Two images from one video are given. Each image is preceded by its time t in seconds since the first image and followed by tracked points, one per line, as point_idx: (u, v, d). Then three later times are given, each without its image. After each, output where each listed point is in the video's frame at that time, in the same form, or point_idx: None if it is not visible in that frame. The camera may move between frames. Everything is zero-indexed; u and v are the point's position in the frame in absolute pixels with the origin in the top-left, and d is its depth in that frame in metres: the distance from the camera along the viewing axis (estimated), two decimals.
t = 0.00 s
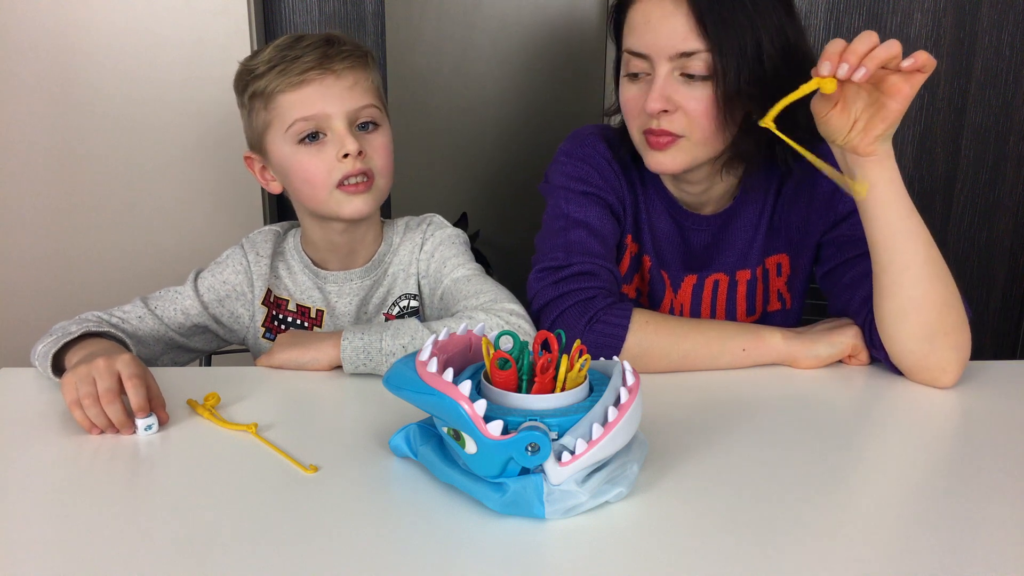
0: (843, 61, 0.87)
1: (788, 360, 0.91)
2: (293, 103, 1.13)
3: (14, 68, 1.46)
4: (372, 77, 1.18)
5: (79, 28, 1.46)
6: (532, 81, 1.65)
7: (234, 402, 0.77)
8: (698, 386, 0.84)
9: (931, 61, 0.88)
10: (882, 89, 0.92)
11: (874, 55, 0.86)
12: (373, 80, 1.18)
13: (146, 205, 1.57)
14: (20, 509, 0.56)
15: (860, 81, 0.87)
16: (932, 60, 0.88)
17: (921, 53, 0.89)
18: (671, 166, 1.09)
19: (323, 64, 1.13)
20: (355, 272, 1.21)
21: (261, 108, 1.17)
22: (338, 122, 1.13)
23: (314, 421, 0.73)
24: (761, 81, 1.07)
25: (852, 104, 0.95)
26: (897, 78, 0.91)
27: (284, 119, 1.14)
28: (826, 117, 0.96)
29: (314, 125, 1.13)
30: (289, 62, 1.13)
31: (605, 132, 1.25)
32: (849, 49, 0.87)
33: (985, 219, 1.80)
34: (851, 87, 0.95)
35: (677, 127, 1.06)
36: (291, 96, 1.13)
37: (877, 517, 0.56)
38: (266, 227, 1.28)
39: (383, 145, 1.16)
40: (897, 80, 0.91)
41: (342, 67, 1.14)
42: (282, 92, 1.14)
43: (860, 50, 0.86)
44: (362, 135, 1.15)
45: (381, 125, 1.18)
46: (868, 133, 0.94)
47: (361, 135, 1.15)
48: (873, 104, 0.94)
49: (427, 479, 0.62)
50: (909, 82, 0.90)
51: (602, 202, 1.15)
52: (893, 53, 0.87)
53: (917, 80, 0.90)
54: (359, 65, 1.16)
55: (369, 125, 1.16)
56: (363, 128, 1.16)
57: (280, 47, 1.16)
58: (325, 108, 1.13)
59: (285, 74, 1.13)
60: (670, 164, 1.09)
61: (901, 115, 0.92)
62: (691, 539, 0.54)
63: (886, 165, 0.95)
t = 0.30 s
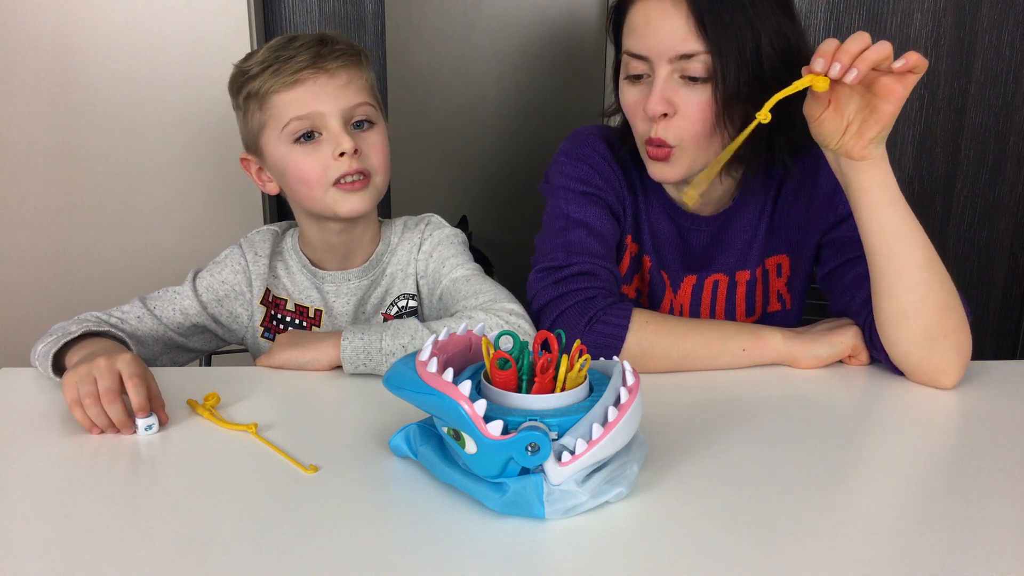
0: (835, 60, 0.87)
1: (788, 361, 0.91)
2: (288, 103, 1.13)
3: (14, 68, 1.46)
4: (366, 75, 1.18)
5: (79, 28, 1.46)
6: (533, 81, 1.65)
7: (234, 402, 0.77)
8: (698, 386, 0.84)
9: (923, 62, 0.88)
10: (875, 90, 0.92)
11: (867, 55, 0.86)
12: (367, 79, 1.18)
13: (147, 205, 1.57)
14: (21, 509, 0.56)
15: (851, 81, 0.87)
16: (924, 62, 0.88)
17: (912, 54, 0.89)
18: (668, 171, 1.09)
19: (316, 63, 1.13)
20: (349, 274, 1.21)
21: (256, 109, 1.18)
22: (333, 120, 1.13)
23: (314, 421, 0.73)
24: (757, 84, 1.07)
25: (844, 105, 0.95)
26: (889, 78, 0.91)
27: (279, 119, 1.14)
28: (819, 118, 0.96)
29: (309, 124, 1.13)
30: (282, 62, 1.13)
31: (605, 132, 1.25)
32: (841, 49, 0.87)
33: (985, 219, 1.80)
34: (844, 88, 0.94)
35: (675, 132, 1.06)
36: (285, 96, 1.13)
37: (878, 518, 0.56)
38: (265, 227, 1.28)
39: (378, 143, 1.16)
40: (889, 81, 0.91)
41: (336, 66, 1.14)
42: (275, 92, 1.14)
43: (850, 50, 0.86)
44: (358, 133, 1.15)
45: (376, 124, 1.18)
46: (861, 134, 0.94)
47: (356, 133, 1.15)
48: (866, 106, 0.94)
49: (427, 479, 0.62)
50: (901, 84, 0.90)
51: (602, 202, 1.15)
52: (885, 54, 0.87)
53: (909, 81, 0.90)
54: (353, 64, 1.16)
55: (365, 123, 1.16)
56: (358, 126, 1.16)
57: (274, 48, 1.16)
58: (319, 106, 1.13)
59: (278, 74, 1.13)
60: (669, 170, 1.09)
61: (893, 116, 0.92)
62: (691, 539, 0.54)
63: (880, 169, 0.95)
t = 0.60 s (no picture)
0: (822, 68, 0.87)
1: (788, 361, 0.91)
2: (292, 103, 1.13)
3: (14, 69, 1.46)
4: (371, 77, 1.18)
5: (79, 28, 1.46)
6: (533, 81, 1.65)
7: (233, 402, 0.77)
8: (698, 386, 0.84)
9: (912, 65, 0.89)
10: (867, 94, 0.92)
11: (855, 62, 0.86)
12: (372, 80, 1.18)
13: (146, 205, 1.57)
14: (21, 509, 0.57)
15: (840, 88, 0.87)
16: (915, 65, 0.88)
17: (902, 58, 0.89)
18: (682, 172, 1.09)
19: (322, 64, 1.13)
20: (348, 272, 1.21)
21: (259, 107, 1.17)
22: (337, 122, 1.13)
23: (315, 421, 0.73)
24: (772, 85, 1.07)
25: (836, 109, 0.94)
26: (880, 83, 0.91)
27: (283, 119, 1.14)
28: (812, 122, 0.95)
29: (313, 124, 1.13)
30: (288, 62, 1.13)
31: (604, 132, 1.25)
32: (828, 56, 0.87)
33: (985, 219, 1.80)
34: (836, 93, 0.94)
35: (691, 131, 1.06)
36: (290, 96, 1.13)
37: (878, 518, 0.56)
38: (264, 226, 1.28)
39: (381, 145, 1.17)
40: (880, 85, 0.91)
41: (341, 67, 1.14)
42: (280, 91, 1.13)
43: (840, 55, 0.86)
44: (361, 135, 1.15)
45: (379, 125, 1.18)
46: (855, 138, 0.94)
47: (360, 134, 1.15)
48: (859, 110, 0.94)
49: (427, 479, 0.62)
50: (892, 88, 0.91)
51: (603, 203, 1.15)
52: (873, 60, 0.87)
53: (901, 85, 0.91)
54: (359, 65, 1.16)
55: (368, 124, 1.16)
56: (362, 128, 1.16)
57: (279, 46, 1.15)
58: (324, 107, 1.12)
59: (284, 73, 1.13)
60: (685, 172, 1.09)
61: (886, 120, 0.92)
62: (691, 539, 0.54)
63: (882, 170, 0.95)
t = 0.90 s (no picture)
0: (843, 71, 0.87)
1: (788, 361, 0.91)
2: (292, 93, 1.12)
3: (13, 68, 1.46)
4: (379, 83, 1.16)
5: (78, 28, 1.46)
6: (533, 82, 1.66)
7: (233, 402, 0.77)
8: (698, 386, 0.84)
9: (920, 62, 0.90)
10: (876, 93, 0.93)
11: (874, 63, 0.86)
12: (379, 87, 1.17)
13: (146, 205, 1.57)
14: (21, 509, 0.56)
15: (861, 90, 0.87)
16: (924, 62, 0.90)
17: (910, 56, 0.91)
18: (705, 170, 1.08)
19: (332, 66, 1.11)
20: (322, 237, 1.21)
21: (258, 83, 1.15)
22: (331, 125, 1.12)
23: (315, 421, 0.73)
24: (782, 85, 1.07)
25: (844, 111, 0.95)
26: (891, 82, 0.91)
27: (279, 105, 1.13)
28: (820, 126, 0.96)
29: (307, 118, 1.12)
30: (302, 52, 1.11)
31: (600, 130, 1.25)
32: (847, 59, 0.87)
33: (985, 219, 1.80)
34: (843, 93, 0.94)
35: (715, 129, 1.06)
36: (294, 87, 1.11)
37: (878, 518, 0.56)
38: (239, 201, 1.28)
39: (368, 154, 1.16)
40: (890, 83, 0.92)
41: (352, 73, 1.12)
42: (285, 80, 1.12)
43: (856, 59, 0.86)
44: (351, 141, 1.14)
45: (373, 132, 1.17)
46: (865, 136, 0.94)
47: (352, 140, 1.14)
48: (867, 108, 0.94)
49: (427, 479, 0.62)
50: (903, 85, 0.91)
51: (603, 203, 1.15)
52: (889, 59, 0.88)
53: (910, 82, 0.91)
54: (369, 73, 1.15)
55: (362, 129, 1.15)
56: (356, 133, 1.15)
57: (297, 32, 1.13)
58: (322, 106, 1.11)
59: (293, 63, 1.11)
60: (710, 169, 1.08)
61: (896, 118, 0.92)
62: (690, 539, 0.54)
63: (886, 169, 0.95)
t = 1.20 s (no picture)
0: (821, 78, 0.87)
1: (788, 361, 0.91)
2: (302, 88, 1.12)
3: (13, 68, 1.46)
4: (390, 88, 1.17)
5: (79, 28, 1.46)
6: (533, 82, 1.66)
7: (233, 402, 0.77)
8: (698, 386, 0.84)
9: (903, 66, 0.88)
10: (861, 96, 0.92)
11: (851, 70, 0.86)
12: (390, 91, 1.17)
13: (146, 205, 1.57)
14: (21, 509, 0.56)
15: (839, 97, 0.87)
16: (906, 65, 0.88)
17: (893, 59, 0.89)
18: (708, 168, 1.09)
19: (345, 67, 1.11)
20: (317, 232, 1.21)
21: (270, 75, 1.15)
22: (338, 125, 1.13)
23: (314, 421, 0.73)
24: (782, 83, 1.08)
25: (830, 115, 0.94)
26: (873, 85, 0.91)
27: (289, 99, 1.13)
28: (807, 132, 0.95)
29: (314, 115, 1.13)
30: (318, 49, 1.11)
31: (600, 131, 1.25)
32: (824, 66, 0.87)
33: (985, 219, 1.80)
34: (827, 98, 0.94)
35: (719, 126, 1.07)
36: (306, 84, 1.12)
37: (878, 518, 0.56)
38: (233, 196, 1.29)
39: (372, 157, 1.17)
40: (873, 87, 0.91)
41: (364, 76, 1.12)
42: (297, 76, 1.12)
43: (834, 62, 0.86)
44: (356, 142, 1.15)
45: (378, 135, 1.17)
46: (852, 140, 0.94)
47: (357, 141, 1.15)
48: (851, 111, 0.93)
49: (427, 479, 0.62)
50: (885, 89, 0.91)
51: (602, 203, 1.15)
52: (867, 64, 0.87)
53: (892, 86, 0.90)
54: (382, 77, 1.15)
55: (368, 132, 1.16)
56: (361, 134, 1.15)
57: (316, 29, 1.13)
58: (330, 105, 1.12)
59: (308, 60, 1.11)
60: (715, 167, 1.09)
61: (881, 122, 0.92)
62: (690, 540, 0.54)
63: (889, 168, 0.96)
